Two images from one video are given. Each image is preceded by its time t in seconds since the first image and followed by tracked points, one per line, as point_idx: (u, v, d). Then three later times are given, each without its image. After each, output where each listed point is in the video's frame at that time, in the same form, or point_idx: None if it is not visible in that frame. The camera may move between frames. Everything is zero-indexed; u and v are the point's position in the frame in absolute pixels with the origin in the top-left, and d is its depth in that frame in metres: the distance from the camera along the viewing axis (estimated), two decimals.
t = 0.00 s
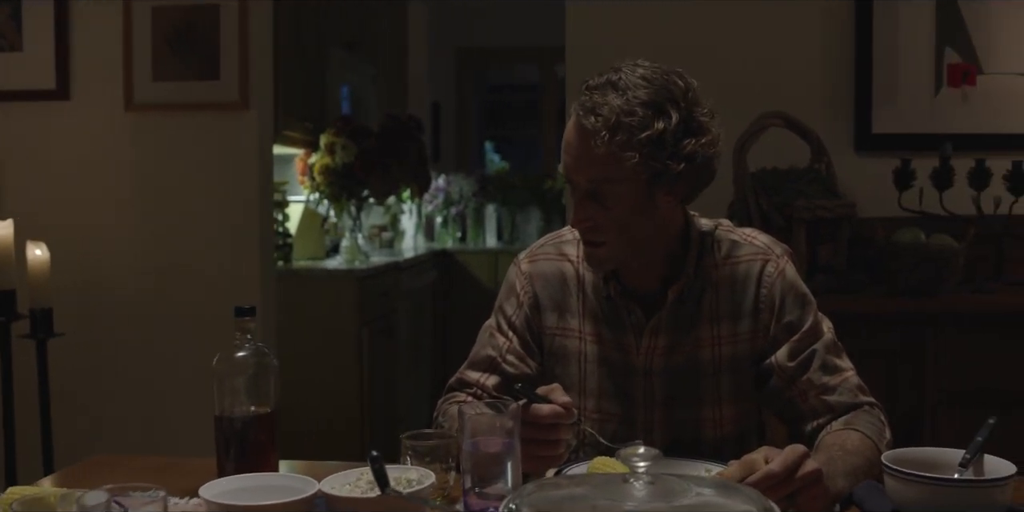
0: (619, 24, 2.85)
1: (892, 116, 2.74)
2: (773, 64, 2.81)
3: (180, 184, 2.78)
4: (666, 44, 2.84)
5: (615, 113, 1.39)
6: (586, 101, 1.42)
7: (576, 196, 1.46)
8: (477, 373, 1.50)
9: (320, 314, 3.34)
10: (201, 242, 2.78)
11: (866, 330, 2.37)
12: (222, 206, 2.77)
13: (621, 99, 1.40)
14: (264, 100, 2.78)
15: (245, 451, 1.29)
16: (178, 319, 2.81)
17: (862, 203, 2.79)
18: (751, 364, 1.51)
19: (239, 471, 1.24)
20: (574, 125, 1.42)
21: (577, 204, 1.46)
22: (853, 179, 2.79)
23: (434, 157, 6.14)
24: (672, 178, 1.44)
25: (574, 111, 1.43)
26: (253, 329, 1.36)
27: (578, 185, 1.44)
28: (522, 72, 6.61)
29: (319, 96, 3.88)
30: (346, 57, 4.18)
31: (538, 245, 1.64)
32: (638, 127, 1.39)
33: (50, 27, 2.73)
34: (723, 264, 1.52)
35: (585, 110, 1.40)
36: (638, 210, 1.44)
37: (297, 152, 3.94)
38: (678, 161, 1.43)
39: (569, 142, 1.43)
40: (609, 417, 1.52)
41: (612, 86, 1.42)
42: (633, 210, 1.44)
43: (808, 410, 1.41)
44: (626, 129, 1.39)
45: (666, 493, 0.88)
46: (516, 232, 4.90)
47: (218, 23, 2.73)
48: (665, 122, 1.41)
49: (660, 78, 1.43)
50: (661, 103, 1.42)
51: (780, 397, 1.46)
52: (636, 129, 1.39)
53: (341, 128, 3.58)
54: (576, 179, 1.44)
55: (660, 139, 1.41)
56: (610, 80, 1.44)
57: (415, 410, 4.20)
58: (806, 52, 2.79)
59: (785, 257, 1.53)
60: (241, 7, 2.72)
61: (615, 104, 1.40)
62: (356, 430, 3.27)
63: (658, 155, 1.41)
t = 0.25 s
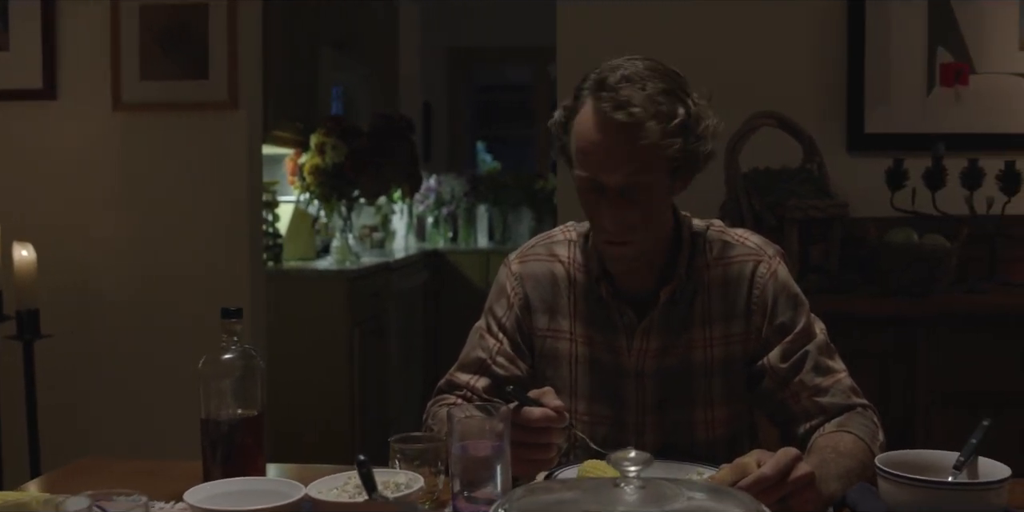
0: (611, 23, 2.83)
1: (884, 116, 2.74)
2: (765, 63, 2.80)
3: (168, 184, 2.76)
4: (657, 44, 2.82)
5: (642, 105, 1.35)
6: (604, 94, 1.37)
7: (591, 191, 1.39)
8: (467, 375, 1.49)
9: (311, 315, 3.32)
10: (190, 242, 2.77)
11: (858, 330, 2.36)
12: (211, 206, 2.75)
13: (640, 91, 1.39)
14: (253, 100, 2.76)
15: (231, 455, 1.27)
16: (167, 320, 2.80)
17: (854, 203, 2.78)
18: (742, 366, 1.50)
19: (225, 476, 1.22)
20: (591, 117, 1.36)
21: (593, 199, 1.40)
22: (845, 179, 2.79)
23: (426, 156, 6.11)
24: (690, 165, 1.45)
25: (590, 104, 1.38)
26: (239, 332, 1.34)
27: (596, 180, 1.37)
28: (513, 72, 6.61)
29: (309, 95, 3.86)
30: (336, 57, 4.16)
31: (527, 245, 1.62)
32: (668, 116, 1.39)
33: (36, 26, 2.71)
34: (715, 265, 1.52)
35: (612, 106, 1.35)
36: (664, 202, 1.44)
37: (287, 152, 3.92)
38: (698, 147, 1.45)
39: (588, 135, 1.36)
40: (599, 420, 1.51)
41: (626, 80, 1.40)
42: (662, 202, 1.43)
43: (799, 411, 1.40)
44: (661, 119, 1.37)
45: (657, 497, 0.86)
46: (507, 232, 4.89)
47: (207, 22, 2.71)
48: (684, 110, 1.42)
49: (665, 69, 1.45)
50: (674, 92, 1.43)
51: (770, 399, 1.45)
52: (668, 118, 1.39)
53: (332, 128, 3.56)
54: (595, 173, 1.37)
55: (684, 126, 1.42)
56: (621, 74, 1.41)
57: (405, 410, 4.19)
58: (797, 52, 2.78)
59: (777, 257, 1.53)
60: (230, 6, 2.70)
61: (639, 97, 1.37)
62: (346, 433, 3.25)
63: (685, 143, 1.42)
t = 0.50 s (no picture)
0: (602, 22, 2.82)
1: (876, 116, 2.74)
2: (757, 63, 2.79)
3: (157, 184, 2.75)
4: (649, 44, 2.82)
5: (699, 87, 1.38)
6: (658, 83, 1.37)
7: (666, 184, 1.40)
8: (456, 377, 1.48)
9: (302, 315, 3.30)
10: (178, 243, 2.76)
11: (851, 330, 2.35)
12: (200, 206, 2.74)
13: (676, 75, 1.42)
14: (242, 99, 2.75)
15: (219, 457, 1.26)
16: (157, 320, 2.78)
17: (847, 203, 2.77)
18: (738, 366, 1.49)
19: (212, 479, 1.20)
20: (660, 110, 1.37)
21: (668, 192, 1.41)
22: (838, 179, 2.78)
23: (418, 157, 6.10)
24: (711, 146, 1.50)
25: (650, 95, 1.38)
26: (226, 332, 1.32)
27: (676, 171, 1.39)
28: (506, 72, 6.62)
29: (299, 95, 3.84)
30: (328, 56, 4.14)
31: (519, 246, 1.60)
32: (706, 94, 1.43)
33: (25, 24, 2.70)
34: (712, 265, 1.50)
35: (671, 91, 1.36)
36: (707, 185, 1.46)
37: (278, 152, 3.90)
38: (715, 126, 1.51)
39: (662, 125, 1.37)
40: (595, 422, 1.49)
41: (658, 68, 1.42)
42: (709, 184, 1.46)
43: (793, 411, 1.39)
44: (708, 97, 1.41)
45: (650, 500, 0.85)
46: (499, 233, 4.88)
47: (196, 21, 2.70)
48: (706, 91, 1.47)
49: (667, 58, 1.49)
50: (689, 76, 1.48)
51: (765, 399, 1.44)
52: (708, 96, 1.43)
53: (322, 128, 3.56)
54: (677, 163, 1.39)
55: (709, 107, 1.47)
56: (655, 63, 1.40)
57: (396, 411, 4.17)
58: (789, 51, 2.78)
59: (772, 257, 1.51)
60: (219, 5, 2.69)
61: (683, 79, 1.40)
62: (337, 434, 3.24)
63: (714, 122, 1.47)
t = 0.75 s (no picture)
0: (594, 22, 2.82)
1: (869, 115, 2.73)
2: (749, 63, 2.79)
3: (146, 184, 2.73)
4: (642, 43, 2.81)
5: (707, 81, 1.40)
6: (672, 75, 1.37)
7: (685, 176, 1.37)
8: (446, 382, 1.46)
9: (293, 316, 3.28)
10: (168, 243, 2.74)
11: (847, 330, 2.35)
12: (190, 207, 2.72)
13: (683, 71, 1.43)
14: (232, 99, 2.73)
15: (206, 461, 1.24)
16: (147, 321, 2.76)
17: (841, 203, 2.77)
18: (734, 368, 1.47)
19: (200, 484, 1.18)
20: (676, 100, 1.36)
21: (687, 184, 1.38)
22: (831, 178, 2.77)
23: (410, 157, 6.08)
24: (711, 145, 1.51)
25: (664, 87, 1.37)
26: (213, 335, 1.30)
27: (693, 162, 1.37)
28: (498, 72, 6.61)
29: (290, 94, 3.82)
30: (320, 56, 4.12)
31: (513, 247, 1.57)
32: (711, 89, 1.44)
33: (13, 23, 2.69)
34: (710, 266, 1.48)
35: (685, 81, 1.37)
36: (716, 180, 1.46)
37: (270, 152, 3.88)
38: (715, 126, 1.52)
39: (679, 116, 1.36)
40: (592, 427, 1.47)
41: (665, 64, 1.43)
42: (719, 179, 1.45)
43: (787, 412, 1.38)
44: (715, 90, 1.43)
45: (642, 503, 0.84)
46: (491, 233, 4.86)
47: (185, 20, 2.69)
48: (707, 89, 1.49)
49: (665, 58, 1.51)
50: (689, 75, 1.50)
51: (761, 400, 1.43)
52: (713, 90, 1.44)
53: (313, 128, 3.54)
54: (695, 154, 1.36)
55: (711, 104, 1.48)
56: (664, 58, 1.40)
57: (388, 411, 4.16)
58: (782, 51, 2.77)
59: (769, 257, 1.51)
60: (209, 4, 2.67)
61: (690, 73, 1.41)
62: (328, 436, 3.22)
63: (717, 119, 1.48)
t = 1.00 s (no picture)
0: (588, 21, 2.80)
1: (864, 115, 2.72)
2: (744, 62, 2.78)
3: (136, 184, 2.71)
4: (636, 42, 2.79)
5: (703, 74, 1.41)
6: (668, 68, 1.38)
7: (689, 168, 1.37)
8: (437, 387, 1.45)
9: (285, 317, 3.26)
10: (158, 244, 2.72)
11: (843, 330, 2.34)
12: (181, 207, 2.70)
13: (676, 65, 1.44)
14: (223, 98, 2.71)
15: (194, 464, 1.22)
16: (137, 322, 2.74)
17: (835, 203, 2.76)
18: (732, 370, 1.46)
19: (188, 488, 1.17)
20: (676, 92, 1.37)
21: (691, 176, 1.37)
22: (825, 178, 2.76)
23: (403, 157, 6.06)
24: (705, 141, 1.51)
25: (661, 79, 1.38)
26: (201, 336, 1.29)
27: (696, 152, 1.36)
28: (491, 71, 6.60)
29: (282, 94, 3.80)
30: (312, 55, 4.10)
31: (507, 249, 1.55)
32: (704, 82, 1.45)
33: (2, 23, 2.67)
34: (707, 267, 1.47)
35: (682, 73, 1.38)
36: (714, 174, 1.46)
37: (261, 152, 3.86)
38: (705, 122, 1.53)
39: (680, 105, 1.36)
40: (588, 431, 1.45)
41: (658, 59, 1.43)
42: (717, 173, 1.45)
43: (783, 414, 1.36)
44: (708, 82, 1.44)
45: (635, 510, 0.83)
46: (485, 233, 4.85)
47: (175, 19, 2.67)
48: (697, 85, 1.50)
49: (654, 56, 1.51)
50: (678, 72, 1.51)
51: (758, 402, 1.42)
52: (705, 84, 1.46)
53: (305, 128, 3.53)
54: (698, 144, 1.36)
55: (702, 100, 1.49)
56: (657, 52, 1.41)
57: (380, 413, 4.14)
58: (775, 51, 2.76)
59: (766, 257, 1.49)
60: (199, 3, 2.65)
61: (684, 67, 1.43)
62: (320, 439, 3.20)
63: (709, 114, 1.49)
